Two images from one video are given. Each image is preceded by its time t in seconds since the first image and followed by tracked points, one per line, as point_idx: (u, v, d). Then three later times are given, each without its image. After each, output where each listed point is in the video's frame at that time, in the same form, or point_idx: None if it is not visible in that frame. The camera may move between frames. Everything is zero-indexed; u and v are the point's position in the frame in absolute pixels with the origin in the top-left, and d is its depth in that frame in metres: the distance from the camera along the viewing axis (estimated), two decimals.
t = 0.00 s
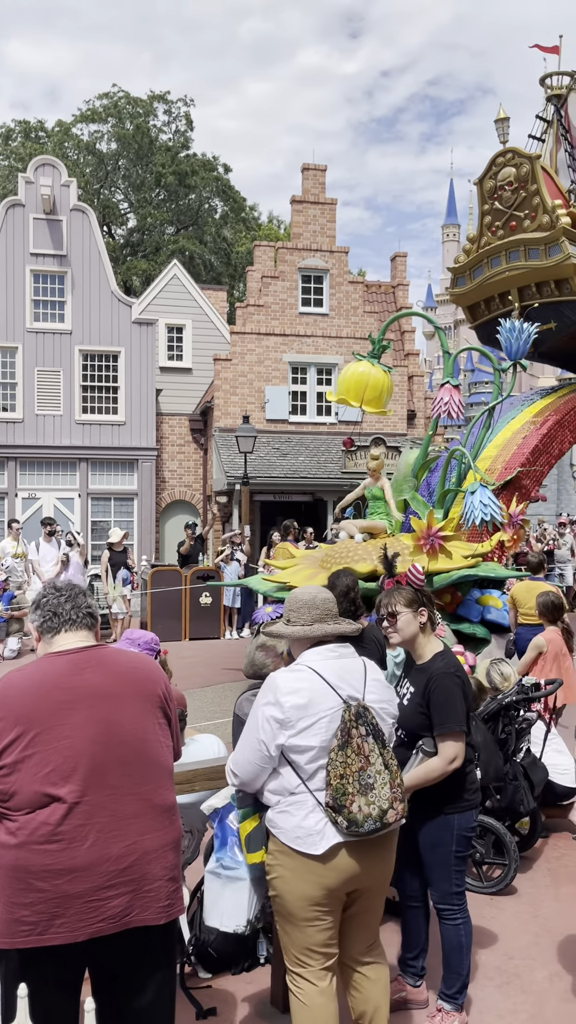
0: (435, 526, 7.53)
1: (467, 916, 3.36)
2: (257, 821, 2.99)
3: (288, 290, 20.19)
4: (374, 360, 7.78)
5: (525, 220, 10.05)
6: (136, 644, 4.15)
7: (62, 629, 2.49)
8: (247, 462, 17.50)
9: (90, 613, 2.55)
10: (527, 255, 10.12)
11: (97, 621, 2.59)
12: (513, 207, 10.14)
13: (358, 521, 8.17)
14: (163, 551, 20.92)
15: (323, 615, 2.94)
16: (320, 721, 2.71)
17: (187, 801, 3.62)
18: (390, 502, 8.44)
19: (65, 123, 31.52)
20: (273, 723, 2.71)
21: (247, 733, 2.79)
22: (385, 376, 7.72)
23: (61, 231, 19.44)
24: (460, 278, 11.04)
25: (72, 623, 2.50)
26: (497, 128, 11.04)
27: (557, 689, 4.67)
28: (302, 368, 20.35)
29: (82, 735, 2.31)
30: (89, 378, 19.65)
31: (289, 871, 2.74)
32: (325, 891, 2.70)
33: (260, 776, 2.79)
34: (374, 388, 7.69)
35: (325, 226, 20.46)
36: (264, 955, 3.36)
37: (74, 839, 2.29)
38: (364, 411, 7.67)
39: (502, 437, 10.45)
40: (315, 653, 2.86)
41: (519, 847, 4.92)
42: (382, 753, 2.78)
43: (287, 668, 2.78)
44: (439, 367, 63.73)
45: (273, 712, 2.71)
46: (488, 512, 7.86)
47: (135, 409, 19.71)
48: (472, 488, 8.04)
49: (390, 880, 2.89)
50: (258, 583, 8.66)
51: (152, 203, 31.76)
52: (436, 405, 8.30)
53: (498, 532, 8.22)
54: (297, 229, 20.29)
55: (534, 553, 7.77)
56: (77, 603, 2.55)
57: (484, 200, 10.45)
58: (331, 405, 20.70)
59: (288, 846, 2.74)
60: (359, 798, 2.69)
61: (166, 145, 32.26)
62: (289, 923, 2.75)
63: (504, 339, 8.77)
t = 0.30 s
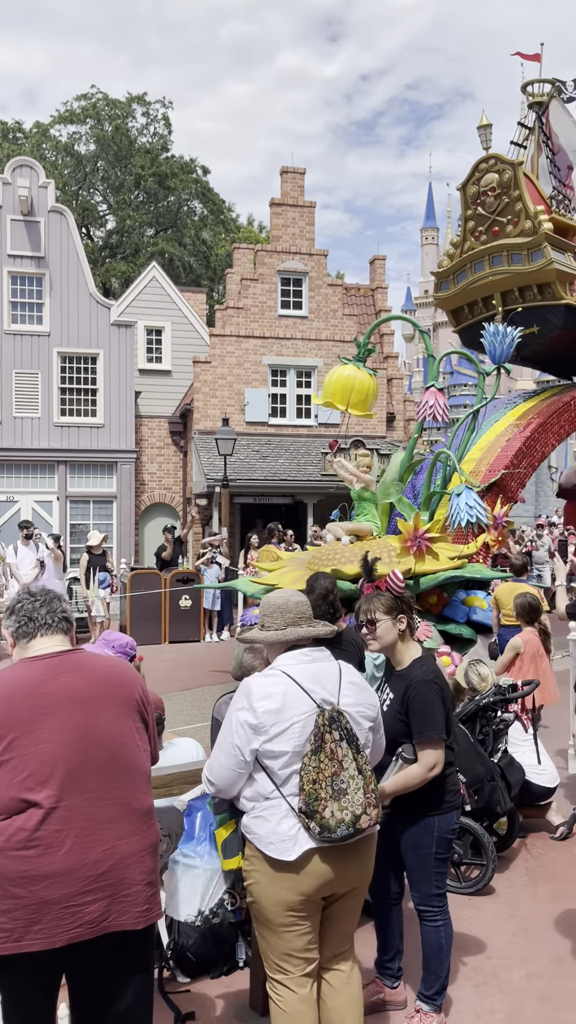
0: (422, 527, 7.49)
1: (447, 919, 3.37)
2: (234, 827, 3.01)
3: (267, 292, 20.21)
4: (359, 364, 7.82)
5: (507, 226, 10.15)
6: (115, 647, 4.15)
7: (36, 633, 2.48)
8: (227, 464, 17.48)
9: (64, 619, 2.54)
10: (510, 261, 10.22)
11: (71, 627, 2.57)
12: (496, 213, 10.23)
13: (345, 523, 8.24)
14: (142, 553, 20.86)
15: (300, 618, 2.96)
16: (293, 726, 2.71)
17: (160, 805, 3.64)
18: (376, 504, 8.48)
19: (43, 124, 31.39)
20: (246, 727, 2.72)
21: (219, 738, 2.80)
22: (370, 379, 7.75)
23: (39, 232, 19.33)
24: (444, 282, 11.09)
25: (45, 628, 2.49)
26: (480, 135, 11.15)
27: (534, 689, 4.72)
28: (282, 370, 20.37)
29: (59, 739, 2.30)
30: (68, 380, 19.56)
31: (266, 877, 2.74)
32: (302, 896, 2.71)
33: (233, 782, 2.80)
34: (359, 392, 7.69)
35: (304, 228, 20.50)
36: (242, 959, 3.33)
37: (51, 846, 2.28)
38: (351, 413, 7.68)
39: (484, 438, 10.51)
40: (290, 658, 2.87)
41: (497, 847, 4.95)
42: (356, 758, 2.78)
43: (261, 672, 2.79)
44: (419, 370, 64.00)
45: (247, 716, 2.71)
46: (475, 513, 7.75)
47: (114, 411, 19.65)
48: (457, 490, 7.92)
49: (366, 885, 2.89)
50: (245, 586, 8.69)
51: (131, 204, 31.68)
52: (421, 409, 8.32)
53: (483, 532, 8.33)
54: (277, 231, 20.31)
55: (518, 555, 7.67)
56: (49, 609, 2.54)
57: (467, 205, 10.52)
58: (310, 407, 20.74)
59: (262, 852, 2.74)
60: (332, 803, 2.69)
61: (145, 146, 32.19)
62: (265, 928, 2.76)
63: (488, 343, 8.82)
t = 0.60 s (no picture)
0: (409, 531, 7.54)
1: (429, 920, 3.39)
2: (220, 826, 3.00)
3: (247, 294, 20.21)
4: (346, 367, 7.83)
5: (492, 230, 10.22)
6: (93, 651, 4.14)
7: (15, 636, 2.46)
8: (207, 466, 17.45)
9: (42, 623, 2.53)
10: (494, 265, 10.29)
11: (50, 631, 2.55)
12: (480, 218, 10.30)
13: (333, 523, 8.27)
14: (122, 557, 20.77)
15: (289, 617, 2.96)
16: (280, 724, 2.71)
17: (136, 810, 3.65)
18: (364, 504, 8.49)
19: (21, 125, 31.20)
20: (233, 724, 2.70)
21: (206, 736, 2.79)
22: (356, 382, 7.78)
23: (18, 233, 19.21)
24: (428, 286, 11.18)
25: (24, 631, 2.47)
26: (465, 142, 11.24)
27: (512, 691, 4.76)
28: (263, 372, 20.37)
29: (37, 743, 2.29)
30: (47, 382, 19.44)
31: (252, 878, 2.74)
32: (291, 896, 2.71)
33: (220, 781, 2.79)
34: (347, 395, 7.73)
35: (284, 231, 20.53)
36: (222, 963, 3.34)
37: (29, 851, 2.27)
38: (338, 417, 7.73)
39: (470, 441, 10.60)
40: (277, 656, 2.87)
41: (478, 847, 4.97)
42: (343, 757, 2.77)
43: (249, 670, 2.78)
44: (399, 373, 64.21)
45: (234, 713, 2.70)
46: (461, 516, 7.75)
47: (94, 413, 19.57)
48: (445, 491, 7.92)
49: (353, 884, 2.90)
50: (233, 588, 8.68)
51: (111, 205, 31.54)
52: (407, 412, 8.37)
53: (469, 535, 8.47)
54: (256, 234, 20.32)
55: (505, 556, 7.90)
56: (28, 614, 2.52)
57: (451, 210, 10.59)
58: (291, 410, 20.76)
59: (248, 851, 2.74)
60: (319, 801, 2.69)
61: (125, 147, 32.08)
62: (252, 927, 2.76)
63: (474, 347, 8.86)
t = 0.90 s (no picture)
0: (400, 533, 7.69)
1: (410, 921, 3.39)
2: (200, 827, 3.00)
3: (230, 296, 20.20)
4: (336, 370, 7.93)
5: (479, 235, 10.26)
6: (75, 656, 4.13)
7: None
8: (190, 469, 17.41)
9: (21, 627, 2.51)
10: (482, 269, 10.33)
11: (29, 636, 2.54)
12: (467, 223, 10.36)
13: (323, 526, 8.36)
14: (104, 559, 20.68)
15: (275, 620, 2.95)
16: (257, 727, 2.70)
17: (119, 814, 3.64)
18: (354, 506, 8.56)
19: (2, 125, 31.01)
20: (212, 727, 2.70)
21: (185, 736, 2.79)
22: (347, 384, 7.90)
23: None
24: (416, 291, 11.24)
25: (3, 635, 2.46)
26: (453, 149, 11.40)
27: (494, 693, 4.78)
28: (246, 375, 20.36)
29: (15, 748, 2.28)
30: (29, 384, 19.34)
31: (231, 878, 2.74)
32: (270, 896, 2.71)
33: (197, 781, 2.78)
34: (336, 397, 7.86)
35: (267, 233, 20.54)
36: (205, 966, 3.33)
37: (9, 856, 2.26)
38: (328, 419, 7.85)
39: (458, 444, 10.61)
40: (258, 658, 2.88)
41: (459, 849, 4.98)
42: (321, 761, 2.76)
43: (229, 672, 2.78)
44: (383, 375, 64.36)
45: (213, 714, 2.71)
46: (450, 517, 8.19)
47: (76, 416, 19.50)
48: (433, 493, 8.30)
49: (335, 884, 2.90)
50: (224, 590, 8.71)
51: (93, 207, 31.41)
52: (397, 415, 8.47)
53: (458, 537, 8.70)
54: (239, 236, 20.33)
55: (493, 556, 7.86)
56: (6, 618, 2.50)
57: (439, 215, 10.64)
58: (274, 412, 20.77)
59: (226, 852, 2.74)
60: (295, 805, 2.69)
61: (107, 148, 31.96)
62: (231, 927, 2.75)
63: (462, 352, 8.99)
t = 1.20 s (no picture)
0: (393, 533, 7.69)
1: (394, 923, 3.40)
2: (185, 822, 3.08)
3: (216, 297, 20.19)
4: (328, 372, 8.04)
5: (470, 238, 10.33)
6: (61, 658, 4.09)
7: None
8: (176, 470, 17.38)
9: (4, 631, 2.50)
10: (473, 272, 10.44)
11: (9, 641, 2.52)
12: (459, 226, 10.40)
13: (316, 526, 8.39)
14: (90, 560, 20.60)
15: (265, 622, 2.94)
16: (230, 728, 2.72)
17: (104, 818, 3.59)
18: (346, 505, 8.58)
19: None
20: (188, 726, 2.74)
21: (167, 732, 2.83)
22: (339, 386, 7.99)
23: None
24: (407, 292, 11.30)
25: None
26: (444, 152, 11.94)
27: (478, 694, 4.84)
28: (232, 376, 20.36)
29: None
30: (13, 384, 19.25)
31: (208, 876, 2.77)
32: (247, 895, 2.72)
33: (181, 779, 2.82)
34: (328, 399, 7.94)
35: (253, 234, 20.55)
36: (190, 967, 3.32)
37: None
38: (321, 421, 7.92)
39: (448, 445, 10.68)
40: (239, 657, 2.89)
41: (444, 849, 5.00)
42: (295, 765, 2.74)
43: (211, 670, 2.81)
44: (369, 376, 64.46)
45: (189, 713, 2.74)
46: (443, 518, 8.24)
47: (61, 416, 19.42)
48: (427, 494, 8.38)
49: (317, 885, 2.91)
50: (217, 589, 8.71)
51: (78, 207, 31.29)
52: (389, 416, 8.65)
53: (451, 537, 8.76)
54: (225, 237, 20.33)
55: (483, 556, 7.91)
56: None
57: (430, 218, 10.69)
58: (260, 413, 20.76)
59: (200, 851, 2.78)
60: (263, 809, 2.68)
61: (93, 149, 31.86)
62: (210, 924, 2.78)
63: (453, 354, 9.19)
